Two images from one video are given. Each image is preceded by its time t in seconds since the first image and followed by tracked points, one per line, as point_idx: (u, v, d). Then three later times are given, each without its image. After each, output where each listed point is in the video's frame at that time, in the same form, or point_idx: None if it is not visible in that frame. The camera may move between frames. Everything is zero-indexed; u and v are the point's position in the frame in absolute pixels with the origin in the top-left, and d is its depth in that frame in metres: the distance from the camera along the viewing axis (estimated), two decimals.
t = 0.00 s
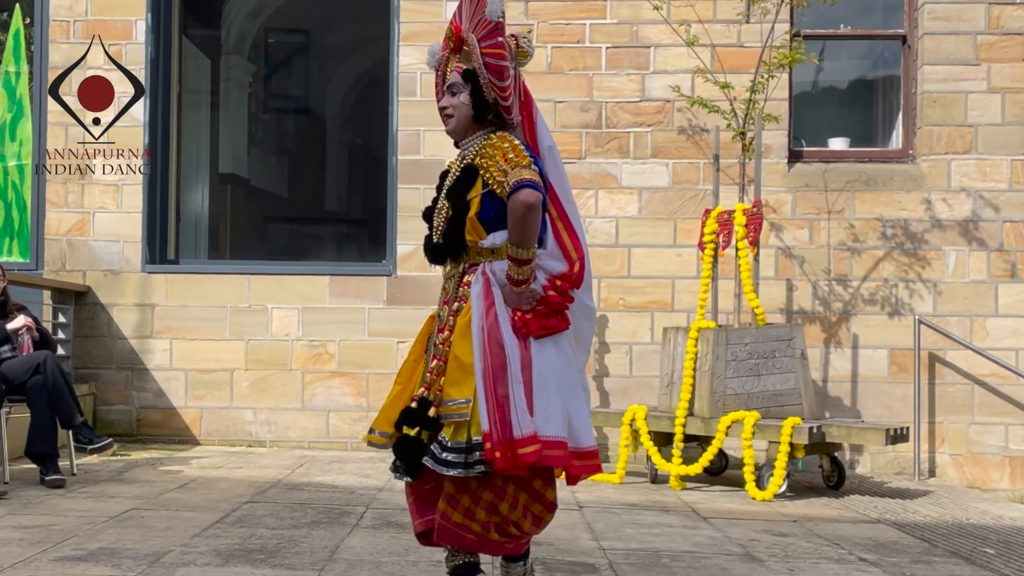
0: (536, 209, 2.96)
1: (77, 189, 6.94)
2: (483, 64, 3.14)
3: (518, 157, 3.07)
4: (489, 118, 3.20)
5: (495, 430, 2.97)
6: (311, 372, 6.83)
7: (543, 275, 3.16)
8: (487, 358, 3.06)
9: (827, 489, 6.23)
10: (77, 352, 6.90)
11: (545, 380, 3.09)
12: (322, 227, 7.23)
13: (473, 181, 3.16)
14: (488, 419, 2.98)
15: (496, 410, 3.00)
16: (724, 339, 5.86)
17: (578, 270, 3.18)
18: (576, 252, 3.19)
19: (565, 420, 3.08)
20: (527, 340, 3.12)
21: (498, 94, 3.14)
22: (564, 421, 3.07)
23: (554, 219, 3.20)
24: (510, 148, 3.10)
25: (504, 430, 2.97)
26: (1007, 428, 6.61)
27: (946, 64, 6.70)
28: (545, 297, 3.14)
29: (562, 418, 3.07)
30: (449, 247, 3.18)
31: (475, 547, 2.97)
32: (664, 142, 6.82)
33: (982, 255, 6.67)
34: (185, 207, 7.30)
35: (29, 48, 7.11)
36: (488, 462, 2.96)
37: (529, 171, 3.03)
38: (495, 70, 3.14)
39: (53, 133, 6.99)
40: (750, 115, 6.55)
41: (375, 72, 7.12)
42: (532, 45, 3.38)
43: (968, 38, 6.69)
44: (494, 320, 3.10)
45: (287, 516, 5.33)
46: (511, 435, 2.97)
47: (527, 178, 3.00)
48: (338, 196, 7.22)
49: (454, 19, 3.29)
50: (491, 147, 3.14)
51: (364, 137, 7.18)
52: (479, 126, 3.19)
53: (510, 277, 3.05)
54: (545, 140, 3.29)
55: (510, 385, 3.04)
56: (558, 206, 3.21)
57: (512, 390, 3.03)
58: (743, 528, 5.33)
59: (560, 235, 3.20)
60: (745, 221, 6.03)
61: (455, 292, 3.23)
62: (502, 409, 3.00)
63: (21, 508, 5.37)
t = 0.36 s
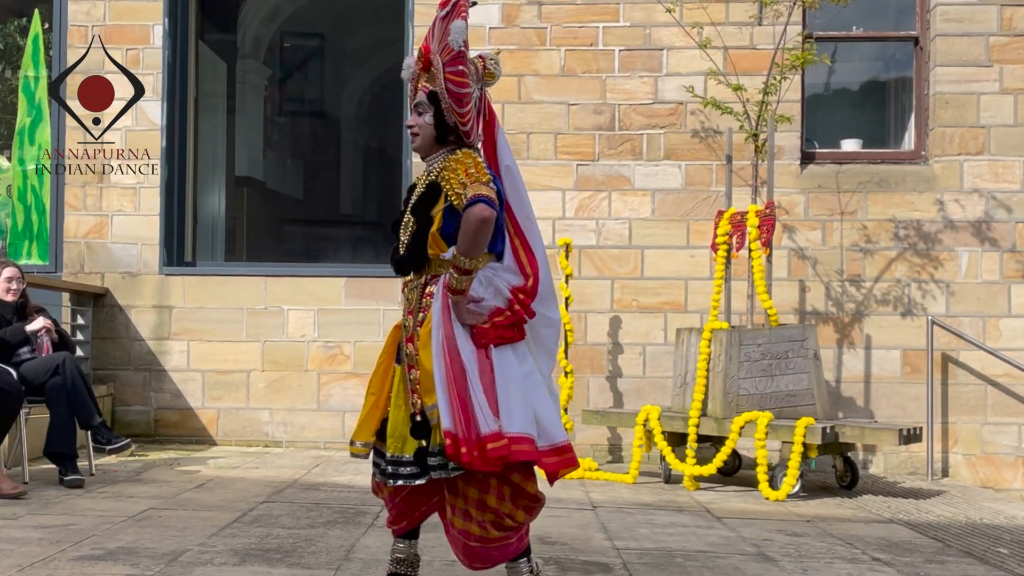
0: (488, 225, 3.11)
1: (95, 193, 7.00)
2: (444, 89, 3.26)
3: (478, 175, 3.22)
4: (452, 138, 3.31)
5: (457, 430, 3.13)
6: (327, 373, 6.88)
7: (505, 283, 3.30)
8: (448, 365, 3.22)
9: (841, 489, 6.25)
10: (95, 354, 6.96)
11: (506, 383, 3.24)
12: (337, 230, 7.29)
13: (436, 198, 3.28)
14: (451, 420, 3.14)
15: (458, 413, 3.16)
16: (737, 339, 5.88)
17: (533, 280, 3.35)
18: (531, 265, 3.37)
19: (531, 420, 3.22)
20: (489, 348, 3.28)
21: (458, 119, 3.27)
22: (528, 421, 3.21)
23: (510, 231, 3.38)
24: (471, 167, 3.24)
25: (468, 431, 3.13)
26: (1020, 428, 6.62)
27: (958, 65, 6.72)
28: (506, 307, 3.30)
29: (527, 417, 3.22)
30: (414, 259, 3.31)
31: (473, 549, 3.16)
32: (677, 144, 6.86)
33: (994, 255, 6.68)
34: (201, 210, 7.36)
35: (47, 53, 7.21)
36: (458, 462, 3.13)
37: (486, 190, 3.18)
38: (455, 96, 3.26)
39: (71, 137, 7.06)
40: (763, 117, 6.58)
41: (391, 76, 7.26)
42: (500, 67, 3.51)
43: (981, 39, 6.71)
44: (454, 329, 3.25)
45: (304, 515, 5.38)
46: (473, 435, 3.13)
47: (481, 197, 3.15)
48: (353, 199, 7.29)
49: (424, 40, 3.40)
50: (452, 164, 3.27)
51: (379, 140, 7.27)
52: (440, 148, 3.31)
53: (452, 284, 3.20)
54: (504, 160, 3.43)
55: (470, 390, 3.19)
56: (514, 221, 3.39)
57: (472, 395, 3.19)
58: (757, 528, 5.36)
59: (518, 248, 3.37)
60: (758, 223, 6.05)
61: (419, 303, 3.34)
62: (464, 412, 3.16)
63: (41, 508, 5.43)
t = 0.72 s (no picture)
0: (381, 246, 3.15)
1: (106, 195, 7.06)
2: (383, 118, 3.23)
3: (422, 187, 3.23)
4: (414, 149, 3.35)
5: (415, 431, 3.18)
6: (335, 374, 6.92)
7: (462, 278, 3.34)
8: (404, 364, 3.27)
9: (846, 488, 6.28)
10: (106, 355, 7.03)
11: (466, 377, 3.29)
12: (345, 232, 7.34)
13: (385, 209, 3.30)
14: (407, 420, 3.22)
15: (415, 412, 3.21)
16: (743, 339, 5.92)
17: (494, 268, 3.38)
18: (490, 247, 3.41)
19: (491, 414, 3.28)
20: (447, 344, 3.30)
21: (409, 138, 3.27)
22: (489, 415, 3.28)
23: (471, 219, 3.44)
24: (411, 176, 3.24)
25: (425, 429, 3.19)
26: None
27: (962, 66, 6.75)
28: (467, 303, 3.32)
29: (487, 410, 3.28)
30: (380, 264, 3.45)
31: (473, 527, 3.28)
32: (683, 145, 6.90)
33: (998, 255, 6.71)
34: (211, 212, 7.42)
35: (59, 57, 7.27)
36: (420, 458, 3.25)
37: (404, 212, 3.18)
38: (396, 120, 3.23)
39: (82, 140, 7.12)
40: (767, 118, 6.62)
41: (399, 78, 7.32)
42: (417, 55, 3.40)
43: (984, 40, 6.74)
44: (410, 327, 3.30)
45: (313, 515, 5.43)
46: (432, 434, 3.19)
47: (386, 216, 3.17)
48: (361, 201, 7.34)
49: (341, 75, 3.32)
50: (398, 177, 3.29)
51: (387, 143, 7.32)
52: (407, 162, 3.36)
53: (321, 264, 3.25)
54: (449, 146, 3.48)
55: (427, 387, 3.24)
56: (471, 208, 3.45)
57: (430, 391, 3.24)
58: (763, 527, 5.40)
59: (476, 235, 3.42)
60: (764, 223, 6.08)
61: (387, 301, 3.42)
62: (421, 410, 3.21)
63: (54, 507, 5.49)
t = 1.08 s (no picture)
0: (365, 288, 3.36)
1: (109, 198, 7.11)
2: (362, 116, 3.37)
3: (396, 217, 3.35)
4: (394, 152, 3.49)
5: (372, 423, 3.32)
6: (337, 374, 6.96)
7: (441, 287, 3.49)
8: (372, 360, 3.42)
9: (846, 486, 6.33)
10: (110, 356, 7.07)
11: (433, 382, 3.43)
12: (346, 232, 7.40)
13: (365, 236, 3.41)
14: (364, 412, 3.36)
15: (375, 407, 3.36)
16: (742, 339, 5.96)
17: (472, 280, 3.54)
18: (467, 253, 3.58)
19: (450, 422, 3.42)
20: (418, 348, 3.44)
21: (388, 137, 3.41)
22: (449, 421, 3.42)
23: (451, 227, 3.59)
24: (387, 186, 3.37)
25: (383, 424, 3.33)
26: (1022, 425, 6.69)
27: (958, 67, 6.80)
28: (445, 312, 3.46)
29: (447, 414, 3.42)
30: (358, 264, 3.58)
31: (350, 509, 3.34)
32: (682, 146, 6.94)
33: (995, 255, 6.75)
34: (214, 214, 7.47)
35: (62, 61, 7.31)
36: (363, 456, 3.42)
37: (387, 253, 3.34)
38: (376, 120, 3.36)
39: (86, 143, 7.17)
40: (766, 119, 6.67)
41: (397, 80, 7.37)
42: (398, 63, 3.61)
43: (980, 42, 6.79)
44: (386, 327, 3.45)
45: (316, 515, 5.47)
46: (388, 429, 3.31)
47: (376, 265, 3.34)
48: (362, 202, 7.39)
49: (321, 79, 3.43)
50: (371, 192, 3.41)
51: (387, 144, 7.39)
52: (385, 163, 3.49)
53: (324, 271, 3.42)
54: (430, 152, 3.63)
55: (393, 385, 3.39)
56: (452, 215, 3.60)
57: (395, 388, 3.38)
58: (763, 525, 5.44)
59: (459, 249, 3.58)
60: (762, 224, 6.11)
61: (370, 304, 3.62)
62: (382, 406, 3.36)
63: (59, 508, 5.53)
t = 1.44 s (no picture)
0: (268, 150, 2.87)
1: (110, 198, 7.14)
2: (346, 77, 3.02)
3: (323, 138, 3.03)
4: (356, 130, 3.10)
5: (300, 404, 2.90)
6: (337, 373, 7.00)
7: (356, 259, 3.01)
8: (293, 337, 3.01)
9: (843, 482, 6.37)
10: (111, 356, 7.11)
11: (356, 358, 2.98)
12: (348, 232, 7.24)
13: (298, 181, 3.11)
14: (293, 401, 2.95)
15: (298, 393, 2.93)
16: (740, 336, 5.97)
17: (393, 260, 3.03)
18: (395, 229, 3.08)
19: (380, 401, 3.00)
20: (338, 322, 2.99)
21: (361, 111, 3.04)
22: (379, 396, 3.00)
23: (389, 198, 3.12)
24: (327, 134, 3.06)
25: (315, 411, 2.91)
26: (1017, 421, 6.73)
27: (953, 66, 6.84)
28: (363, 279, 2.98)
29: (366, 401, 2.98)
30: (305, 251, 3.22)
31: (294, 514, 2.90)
32: (679, 145, 6.98)
33: (990, 251, 6.80)
34: (214, 213, 7.55)
35: (63, 61, 7.34)
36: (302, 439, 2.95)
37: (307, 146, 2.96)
38: (360, 86, 3.01)
39: (86, 144, 7.20)
40: (762, 117, 6.72)
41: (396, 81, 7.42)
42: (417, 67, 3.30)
43: (975, 40, 6.83)
44: (306, 299, 3.02)
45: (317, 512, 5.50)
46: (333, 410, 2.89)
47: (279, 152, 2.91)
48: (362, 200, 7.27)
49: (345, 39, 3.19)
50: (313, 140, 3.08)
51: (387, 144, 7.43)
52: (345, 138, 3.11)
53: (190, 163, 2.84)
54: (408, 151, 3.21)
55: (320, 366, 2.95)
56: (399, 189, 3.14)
57: (325, 366, 2.94)
58: (761, 521, 5.48)
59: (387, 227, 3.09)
60: (759, 221, 6.15)
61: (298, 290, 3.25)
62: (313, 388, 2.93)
63: (60, 506, 5.57)
